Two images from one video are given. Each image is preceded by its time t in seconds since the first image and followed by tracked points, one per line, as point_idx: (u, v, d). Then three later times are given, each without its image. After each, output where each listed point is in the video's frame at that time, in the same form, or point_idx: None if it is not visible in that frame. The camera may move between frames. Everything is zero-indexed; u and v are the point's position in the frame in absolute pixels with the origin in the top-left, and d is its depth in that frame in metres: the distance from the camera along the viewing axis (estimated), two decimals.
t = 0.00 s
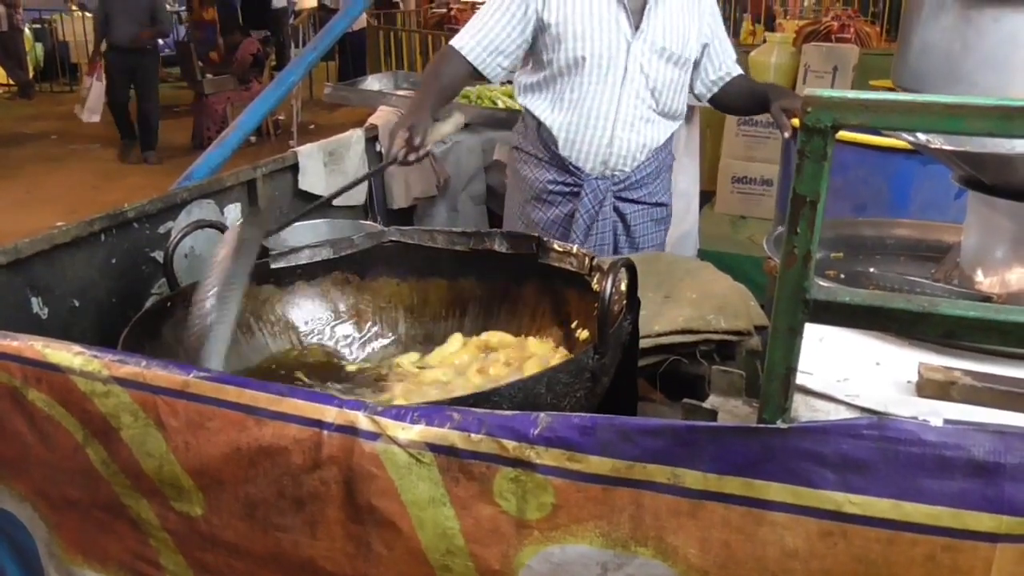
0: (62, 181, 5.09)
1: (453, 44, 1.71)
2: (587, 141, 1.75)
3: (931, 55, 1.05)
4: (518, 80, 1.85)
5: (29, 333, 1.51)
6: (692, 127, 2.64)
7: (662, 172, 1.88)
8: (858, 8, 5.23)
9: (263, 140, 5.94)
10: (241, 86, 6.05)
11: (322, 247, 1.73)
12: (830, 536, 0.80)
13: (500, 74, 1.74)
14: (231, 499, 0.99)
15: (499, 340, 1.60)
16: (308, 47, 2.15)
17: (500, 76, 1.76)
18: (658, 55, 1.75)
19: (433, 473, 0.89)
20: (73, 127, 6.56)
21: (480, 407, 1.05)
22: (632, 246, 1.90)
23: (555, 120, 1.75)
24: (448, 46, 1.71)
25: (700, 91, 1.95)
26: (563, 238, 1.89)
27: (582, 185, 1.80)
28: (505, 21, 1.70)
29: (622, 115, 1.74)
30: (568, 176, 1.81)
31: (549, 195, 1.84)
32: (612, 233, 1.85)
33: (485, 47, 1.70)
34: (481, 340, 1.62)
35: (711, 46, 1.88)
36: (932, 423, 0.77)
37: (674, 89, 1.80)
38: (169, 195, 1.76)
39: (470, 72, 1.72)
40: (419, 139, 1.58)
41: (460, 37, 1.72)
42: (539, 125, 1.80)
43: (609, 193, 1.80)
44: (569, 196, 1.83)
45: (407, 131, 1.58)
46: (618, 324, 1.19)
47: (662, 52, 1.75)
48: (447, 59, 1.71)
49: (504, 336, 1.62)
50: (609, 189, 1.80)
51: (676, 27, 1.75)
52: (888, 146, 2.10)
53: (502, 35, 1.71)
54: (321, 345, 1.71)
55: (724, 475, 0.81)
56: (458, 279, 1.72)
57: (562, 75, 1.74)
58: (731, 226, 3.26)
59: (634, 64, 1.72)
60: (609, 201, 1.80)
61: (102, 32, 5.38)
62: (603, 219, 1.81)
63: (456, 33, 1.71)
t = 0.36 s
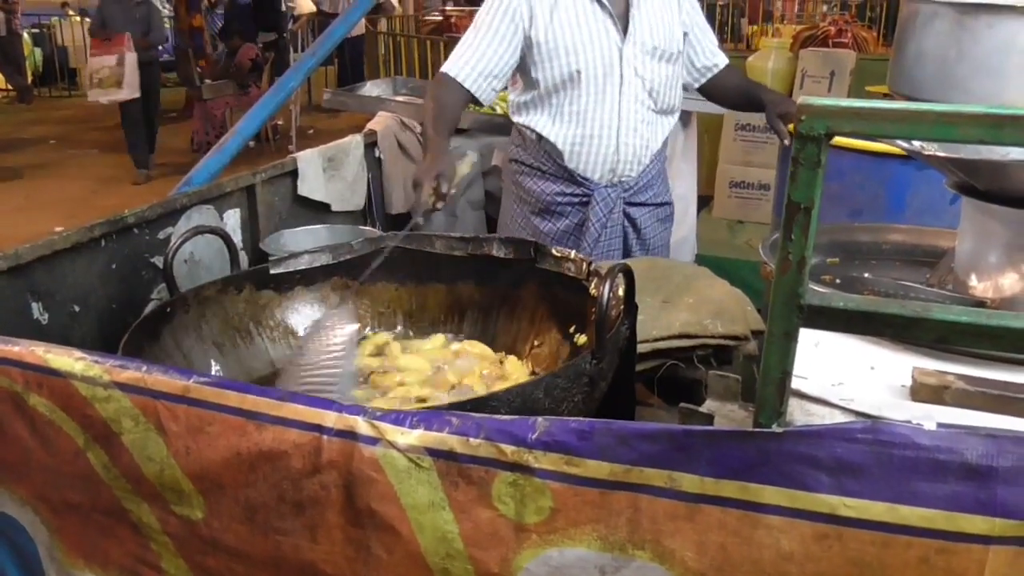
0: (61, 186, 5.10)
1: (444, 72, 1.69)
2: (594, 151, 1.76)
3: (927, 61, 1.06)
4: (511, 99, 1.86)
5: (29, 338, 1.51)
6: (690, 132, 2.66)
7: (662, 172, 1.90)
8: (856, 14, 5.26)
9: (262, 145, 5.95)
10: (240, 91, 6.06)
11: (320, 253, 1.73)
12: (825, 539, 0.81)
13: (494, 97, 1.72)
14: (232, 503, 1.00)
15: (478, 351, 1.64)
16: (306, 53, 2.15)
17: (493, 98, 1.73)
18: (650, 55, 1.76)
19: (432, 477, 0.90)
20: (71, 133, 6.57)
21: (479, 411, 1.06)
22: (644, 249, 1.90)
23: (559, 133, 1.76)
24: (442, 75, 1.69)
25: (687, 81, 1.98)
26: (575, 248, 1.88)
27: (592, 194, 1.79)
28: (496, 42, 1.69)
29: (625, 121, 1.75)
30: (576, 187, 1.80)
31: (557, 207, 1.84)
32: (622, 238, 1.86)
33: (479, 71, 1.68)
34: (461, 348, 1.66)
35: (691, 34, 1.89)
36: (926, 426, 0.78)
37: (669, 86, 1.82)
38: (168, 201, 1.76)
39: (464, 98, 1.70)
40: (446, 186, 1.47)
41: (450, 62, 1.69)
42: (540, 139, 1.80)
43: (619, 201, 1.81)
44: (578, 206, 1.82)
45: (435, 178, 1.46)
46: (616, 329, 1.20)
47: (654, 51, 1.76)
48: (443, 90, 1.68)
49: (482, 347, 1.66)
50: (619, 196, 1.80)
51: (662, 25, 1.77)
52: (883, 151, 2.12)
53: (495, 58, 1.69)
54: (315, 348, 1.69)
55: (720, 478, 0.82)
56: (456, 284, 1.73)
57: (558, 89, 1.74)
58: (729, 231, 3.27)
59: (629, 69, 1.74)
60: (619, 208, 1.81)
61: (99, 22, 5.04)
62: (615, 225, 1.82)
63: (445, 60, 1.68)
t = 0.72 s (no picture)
0: (61, 193, 5.10)
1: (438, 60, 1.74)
2: (578, 152, 1.77)
3: (920, 65, 1.07)
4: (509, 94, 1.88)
5: (29, 342, 1.52)
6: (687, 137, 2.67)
7: (654, 180, 1.89)
8: (853, 21, 5.27)
9: (262, 151, 5.97)
10: (239, 98, 6.08)
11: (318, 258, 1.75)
12: (818, 539, 0.81)
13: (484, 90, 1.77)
14: (230, 505, 1.01)
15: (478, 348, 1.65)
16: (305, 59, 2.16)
17: (483, 89, 1.77)
18: (646, 62, 1.76)
19: (429, 479, 0.90)
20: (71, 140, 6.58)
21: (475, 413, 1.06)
22: (627, 255, 1.90)
23: (544, 132, 1.77)
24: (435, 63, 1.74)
25: (691, 97, 1.98)
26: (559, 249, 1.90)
27: (574, 195, 1.81)
28: (489, 36, 1.73)
29: (611, 125, 1.75)
30: (560, 187, 1.82)
31: (541, 206, 1.86)
32: (605, 243, 1.85)
33: (468, 62, 1.73)
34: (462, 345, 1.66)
35: (699, 51, 1.90)
36: (918, 426, 0.79)
37: (664, 95, 1.81)
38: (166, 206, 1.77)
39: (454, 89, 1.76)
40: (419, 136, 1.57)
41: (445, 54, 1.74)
42: (530, 137, 1.82)
43: (601, 204, 1.81)
44: (561, 207, 1.84)
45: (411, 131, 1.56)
46: (612, 331, 1.21)
47: (649, 59, 1.76)
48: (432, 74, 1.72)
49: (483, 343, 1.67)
50: (601, 199, 1.80)
51: (662, 35, 1.77)
52: (878, 156, 2.13)
53: (484, 49, 1.73)
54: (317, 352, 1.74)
55: (715, 478, 0.83)
56: (454, 289, 1.74)
57: (548, 87, 1.76)
58: (727, 236, 3.29)
59: (620, 73, 1.74)
60: (601, 212, 1.80)
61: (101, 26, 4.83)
62: (597, 230, 1.82)
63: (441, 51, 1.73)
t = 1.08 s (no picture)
0: (59, 196, 5.10)
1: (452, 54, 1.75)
2: (582, 151, 1.78)
3: (916, 68, 1.08)
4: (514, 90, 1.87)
5: (27, 344, 1.53)
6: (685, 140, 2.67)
7: (656, 181, 1.90)
8: (850, 25, 5.30)
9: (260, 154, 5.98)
10: (237, 101, 6.09)
11: (315, 260, 1.73)
12: (811, 537, 0.82)
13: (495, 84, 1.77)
14: (227, 504, 1.01)
15: (457, 352, 1.67)
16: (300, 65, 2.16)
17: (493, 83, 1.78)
18: (653, 66, 1.77)
19: (425, 478, 0.91)
20: (69, 143, 6.58)
21: (471, 412, 1.07)
22: (626, 255, 1.91)
23: (550, 130, 1.78)
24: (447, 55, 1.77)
25: (694, 105, 1.98)
26: (558, 247, 1.91)
27: (577, 194, 1.81)
28: (502, 30, 1.73)
29: (616, 126, 1.76)
30: (563, 185, 1.83)
31: (543, 204, 1.86)
32: (605, 243, 1.86)
33: (480, 56, 1.74)
34: (441, 350, 1.69)
35: (705, 62, 1.90)
36: (910, 425, 0.80)
37: (669, 100, 1.82)
38: (164, 208, 1.77)
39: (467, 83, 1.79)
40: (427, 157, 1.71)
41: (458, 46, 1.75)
42: (534, 135, 1.82)
43: (603, 203, 1.82)
44: (563, 206, 1.85)
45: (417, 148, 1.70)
46: (607, 331, 1.22)
47: (656, 63, 1.77)
48: (443, 67, 1.77)
49: (463, 347, 1.69)
50: (603, 198, 1.82)
51: (671, 40, 1.78)
52: (874, 159, 2.14)
53: (497, 43, 1.74)
54: (316, 355, 1.74)
55: (709, 477, 0.83)
56: (451, 291, 1.74)
57: (556, 86, 1.77)
58: (723, 239, 3.30)
59: (628, 76, 1.75)
60: (603, 211, 1.82)
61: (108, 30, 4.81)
62: (598, 228, 1.83)
63: (454, 44, 1.74)
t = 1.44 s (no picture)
0: (58, 200, 5.11)
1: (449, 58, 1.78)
2: (568, 152, 1.79)
3: (913, 70, 1.08)
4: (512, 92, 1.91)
5: (27, 344, 1.53)
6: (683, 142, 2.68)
7: (648, 186, 1.88)
8: (848, 27, 5.31)
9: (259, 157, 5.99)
10: (236, 103, 6.10)
11: (314, 260, 1.75)
12: (806, 533, 0.82)
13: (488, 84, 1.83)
14: (225, 502, 1.02)
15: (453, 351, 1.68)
16: (302, 65, 2.17)
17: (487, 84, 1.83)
18: (643, 69, 1.77)
19: (423, 475, 0.91)
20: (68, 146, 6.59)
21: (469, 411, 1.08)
22: (615, 259, 1.90)
23: (538, 131, 1.80)
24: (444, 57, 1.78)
25: (696, 109, 1.95)
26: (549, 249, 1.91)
27: (564, 196, 1.82)
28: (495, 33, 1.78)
29: (602, 127, 1.76)
30: (550, 186, 1.84)
31: (533, 205, 1.88)
32: (595, 246, 1.85)
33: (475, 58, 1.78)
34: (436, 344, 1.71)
35: (703, 64, 1.89)
36: (904, 422, 0.80)
37: (660, 104, 1.81)
38: (163, 210, 1.78)
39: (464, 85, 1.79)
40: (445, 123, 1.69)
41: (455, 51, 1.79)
42: (526, 136, 1.85)
43: (589, 205, 1.81)
44: (551, 207, 1.86)
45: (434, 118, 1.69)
46: (605, 331, 1.22)
47: (647, 66, 1.77)
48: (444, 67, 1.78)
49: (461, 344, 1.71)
50: (589, 201, 1.81)
51: (664, 44, 1.78)
52: (872, 160, 2.15)
53: (490, 46, 1.79)
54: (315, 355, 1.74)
55: (704, 474, 0.84)
56: (449, 291, 1.75)
57: (547, 87, 1.80)
58: (722, 240, 3.30)
59: (615, 78, 1.75)
60: (589, 213, 1.81)
61: (103, 38, 4.61)
62: (585, 230, 1.82)
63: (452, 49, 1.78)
